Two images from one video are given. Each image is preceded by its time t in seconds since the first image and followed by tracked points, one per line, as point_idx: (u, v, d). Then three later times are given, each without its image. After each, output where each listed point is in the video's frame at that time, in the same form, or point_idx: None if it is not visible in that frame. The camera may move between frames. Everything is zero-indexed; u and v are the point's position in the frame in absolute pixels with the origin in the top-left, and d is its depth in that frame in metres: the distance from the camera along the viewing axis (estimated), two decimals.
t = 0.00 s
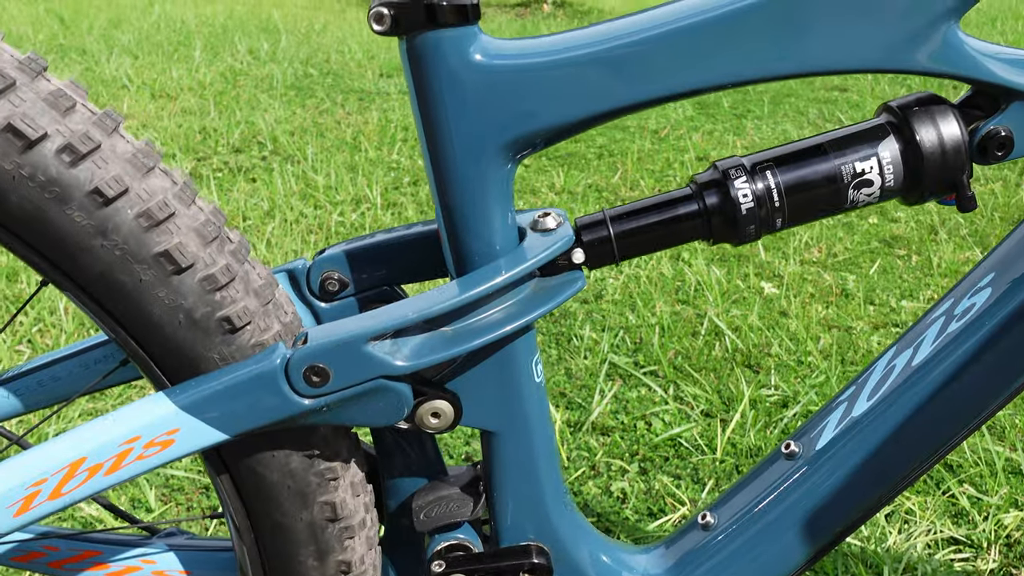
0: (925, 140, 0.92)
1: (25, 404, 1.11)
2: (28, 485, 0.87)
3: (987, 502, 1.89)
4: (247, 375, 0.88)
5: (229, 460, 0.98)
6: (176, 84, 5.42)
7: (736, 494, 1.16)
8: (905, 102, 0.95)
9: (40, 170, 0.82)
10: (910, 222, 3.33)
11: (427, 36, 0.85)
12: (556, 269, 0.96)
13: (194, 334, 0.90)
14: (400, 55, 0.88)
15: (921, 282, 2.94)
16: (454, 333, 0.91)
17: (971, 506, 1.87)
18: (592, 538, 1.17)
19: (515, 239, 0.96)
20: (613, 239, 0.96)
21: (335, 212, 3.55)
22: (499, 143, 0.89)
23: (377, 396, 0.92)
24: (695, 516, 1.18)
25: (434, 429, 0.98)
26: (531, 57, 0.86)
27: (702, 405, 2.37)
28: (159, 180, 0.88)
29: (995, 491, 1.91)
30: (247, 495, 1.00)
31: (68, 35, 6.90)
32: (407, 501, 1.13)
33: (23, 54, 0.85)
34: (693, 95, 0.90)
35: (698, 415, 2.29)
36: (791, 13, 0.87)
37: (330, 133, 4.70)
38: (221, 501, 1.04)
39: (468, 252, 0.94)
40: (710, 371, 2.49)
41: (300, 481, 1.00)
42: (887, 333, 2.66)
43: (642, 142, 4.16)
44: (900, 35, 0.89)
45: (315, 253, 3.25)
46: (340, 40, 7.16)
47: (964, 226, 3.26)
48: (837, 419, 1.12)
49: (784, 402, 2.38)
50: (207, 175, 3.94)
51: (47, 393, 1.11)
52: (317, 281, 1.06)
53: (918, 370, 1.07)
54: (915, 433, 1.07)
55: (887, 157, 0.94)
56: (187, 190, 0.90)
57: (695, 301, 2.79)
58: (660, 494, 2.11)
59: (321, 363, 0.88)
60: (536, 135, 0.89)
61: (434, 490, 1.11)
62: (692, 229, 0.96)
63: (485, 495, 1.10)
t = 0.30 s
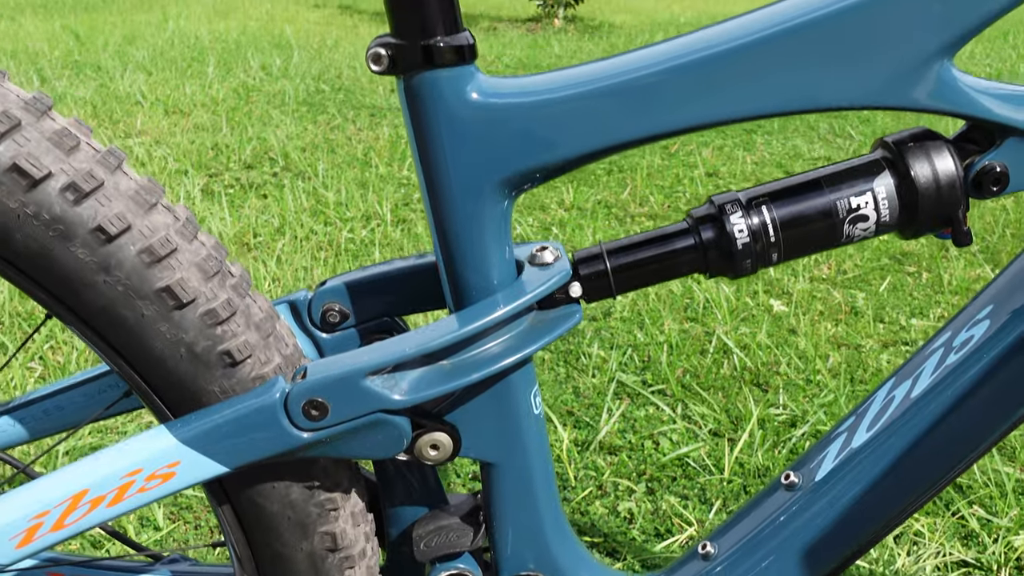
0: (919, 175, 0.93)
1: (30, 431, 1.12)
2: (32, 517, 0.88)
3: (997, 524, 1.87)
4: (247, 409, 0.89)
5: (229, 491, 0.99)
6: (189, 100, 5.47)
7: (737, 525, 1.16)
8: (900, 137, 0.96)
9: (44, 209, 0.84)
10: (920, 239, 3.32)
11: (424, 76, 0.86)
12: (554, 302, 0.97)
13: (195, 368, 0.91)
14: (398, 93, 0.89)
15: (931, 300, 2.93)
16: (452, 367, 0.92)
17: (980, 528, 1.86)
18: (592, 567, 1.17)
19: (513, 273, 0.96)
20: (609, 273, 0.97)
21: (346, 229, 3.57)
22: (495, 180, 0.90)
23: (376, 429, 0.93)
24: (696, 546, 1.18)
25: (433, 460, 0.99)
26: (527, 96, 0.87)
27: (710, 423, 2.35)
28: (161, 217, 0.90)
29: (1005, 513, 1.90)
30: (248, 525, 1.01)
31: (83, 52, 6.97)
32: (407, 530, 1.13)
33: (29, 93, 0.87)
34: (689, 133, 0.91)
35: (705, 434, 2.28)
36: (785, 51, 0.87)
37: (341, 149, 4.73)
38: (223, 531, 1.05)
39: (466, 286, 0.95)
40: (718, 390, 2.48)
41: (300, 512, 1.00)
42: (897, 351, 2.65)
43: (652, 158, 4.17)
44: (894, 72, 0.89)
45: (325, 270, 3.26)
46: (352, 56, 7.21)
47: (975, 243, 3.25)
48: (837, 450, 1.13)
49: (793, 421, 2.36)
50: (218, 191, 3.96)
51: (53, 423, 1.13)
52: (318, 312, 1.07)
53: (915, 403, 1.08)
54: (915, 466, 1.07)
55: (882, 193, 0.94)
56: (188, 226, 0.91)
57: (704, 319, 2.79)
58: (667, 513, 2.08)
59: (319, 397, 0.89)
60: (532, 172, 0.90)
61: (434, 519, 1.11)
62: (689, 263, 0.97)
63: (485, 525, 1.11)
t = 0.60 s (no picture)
0: (929, 222, 0.94)
1: (53, 464, 1.15)
2: (56, 556, 0.88)
3: (1010, 550, 1.87)
4: (267, 451, 0.91)
5: (249, 529, 1.00)
6: (202, 117, 5.51)
7: (748, 564, 1.16)
8: (910, 183, 0.97)
9: (71, 256, 0.86)
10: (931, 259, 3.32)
11: (441, 127, 0.88)
12: (568, 344, 0.98)
13: (216, 410, 0.93)
14: (417, 141, 0.91)
15: (943, 321, 2.93)
16: (468, 410, 0.93)
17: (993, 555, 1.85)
18: None
19: (528, 315, 0.98)
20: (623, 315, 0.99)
21: (357, 247, 3.59)
22: (511, 228, 0.92)
23: (394, 470, 0.94)
24: None
25: (448, 500, 1.00)
26: (542, 145, 0.89)
27: (721, 446, 2.35)
28: (184, 261, 0.92)
29: (1017, 539, 1.89)
30: (267, 563, 1.02)
31: (98, 67, 7.04)
32: (421, 566, 1.13)
33: (56, 142, 0.89)
34: (701, 180, 0.92)
35: (717, 457, 2.27)
36: (797, 102, 0.89)
37: (354, 166, 4.76)
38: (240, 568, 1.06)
39: (482, 329, 0.96)
40: (729, 412, 2.48)
41: (318, 550, 1.02)
42: (909, 373, 2.65)
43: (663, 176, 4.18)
44: (904, 122, 0.91)
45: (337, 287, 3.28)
46: (364, 72, 7.26)
47: (987, 262, 3.25)
48: (848, 489, 1.13)
49: (804, 444, 2.36)
50: (231, 208, 3.99)
51: (74, 457, 1.15)
52: (336, 351, 1.09)
53: (927, 444, 1.08)
54: (926, 507, 1.08)
55: (893, 239, 0.95)
56: (209, 271, 0.93)
57: (715, 340, 2.80)
58: (678, 537, 2.07)
59: (338, 440, 0.91)
60: (547, 219, 0.92)
61: (448, 554, 1.12)
62: (701, 306, 0.98)
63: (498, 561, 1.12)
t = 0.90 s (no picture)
0: (948, 261, 0.95)
1: (76, 493, 1.16)
2: None
3: None
4: (293, 486, 0.92)
5: (272, 562, 1.02)
6: (217, 132, 5.55)
7: None
8: (929, 223, 0.98)
9: (103, 293, 0.87)
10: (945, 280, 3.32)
11: (465, 168, 0.89)
12: (588, 380, 1.00)
13: (242, 444, 0.94)
14: (441, 181, 0.93)
15: (955, 342, 2.93)
16: (490, 445, 0.94)
17: None
18: None
19: (550, 351, 0.99)
20: (643, 351, 1.00)
21: (370, 264, 3.61)
22: (533, 266, 0.93)
23: (417, 505, 0.96)
24: None
25: (470, 532, 1.01)
26: (565, 186, 0.91)
27: (734, 467, 2.34)
28: (212, 298, 0.93)
29: None
30: None
31: (113, 82, 7.10)
32: None
33: (89, 181, 0.91)
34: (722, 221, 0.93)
35: (730, 478, 2.27)
36: (815, 145, 0.90)
37: (366, 182, 4.78)
38: None
39: (504, 365, 0.98)
40: (742, 433, 2.48)
41: None
42: (922, 394, 2.65)
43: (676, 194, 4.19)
44: (922, 165, 0.92)
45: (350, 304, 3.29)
46: (376, 87, 7.31)
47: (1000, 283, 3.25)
48: (866, 523, 1.14)
49: (817, 465, 2.36)
50: (245, 224, 4.02)
51: (98, 485, 1.16)
52: (358, 383, 1.10)
53: (945, 479, 1.09)
54: (943, 542, 1.08)
55: (911, 278, 0.96)
56: (237, 307, 0.94)
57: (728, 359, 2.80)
58: (691, 559, 2.06)
59: (362, 475, 0.92)
60: (569, 258, 0.93)
61: None
62: (720, 343, 0.99)
63: None
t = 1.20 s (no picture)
0: (960, 299, 0.95)
1: (89, 524, 1.17)
2: None
3: None
4: (304, 523, 0.93)
5: None
6: (228, 148, 5.58)
7: None
8: (940, 261, 0.98)
9: (118, 332, 0.88)
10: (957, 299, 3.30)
11: (477, 208, 0.90)
12: (600, 417, 1.00)
13: (255, 480, 0.95)
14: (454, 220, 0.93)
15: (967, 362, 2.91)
16: (502, 483, 0.94)
17: None
18: None
19: (561, 388, 0.99)
20: (654, 389, 1.00)
21: (380, 282, 3.61)
22: (544, 305, 0.93)
23: (428, 542, 0.96)
24: None
25: (481, 569, 1.01)
26: (576, 225, 0.91)
27: (745, 489, 2.33)
28: (226, 335, 0.94)
29: None
30: None
31: (126, 98, 7.14)
32: None
33: (106, 220, 0.92)
34: (733, 260, 0.94)
35: (740, 500, 2.26)
36: (826, 185, 0.90)
37: (377, 199, 4.80)
38: None
39: (516, 403, 0.98)
40: (753, 454, 2.46)
41: None
42: (934, 415, 2.63)
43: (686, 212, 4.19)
44: (933, 204, 0.92)
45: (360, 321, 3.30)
46: (387, 103, 7.33)
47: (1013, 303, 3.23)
48: (878, 559, 1.13)
49: (829, 487, 2.34)
50: (256, 240, 4.03)
51: (112, 516, 1.17)
52: (370, 417, 1.10)
53: (957, 516, 1.08)
54: None
55: (924, 316, 0.96)
56: (251, 344, 0.95)
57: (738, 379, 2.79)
58: None
59: (374, 513, 0.92)
60: (580, 297, 0.94)
61: None
62: (732, 380, 1.00)
63: None
